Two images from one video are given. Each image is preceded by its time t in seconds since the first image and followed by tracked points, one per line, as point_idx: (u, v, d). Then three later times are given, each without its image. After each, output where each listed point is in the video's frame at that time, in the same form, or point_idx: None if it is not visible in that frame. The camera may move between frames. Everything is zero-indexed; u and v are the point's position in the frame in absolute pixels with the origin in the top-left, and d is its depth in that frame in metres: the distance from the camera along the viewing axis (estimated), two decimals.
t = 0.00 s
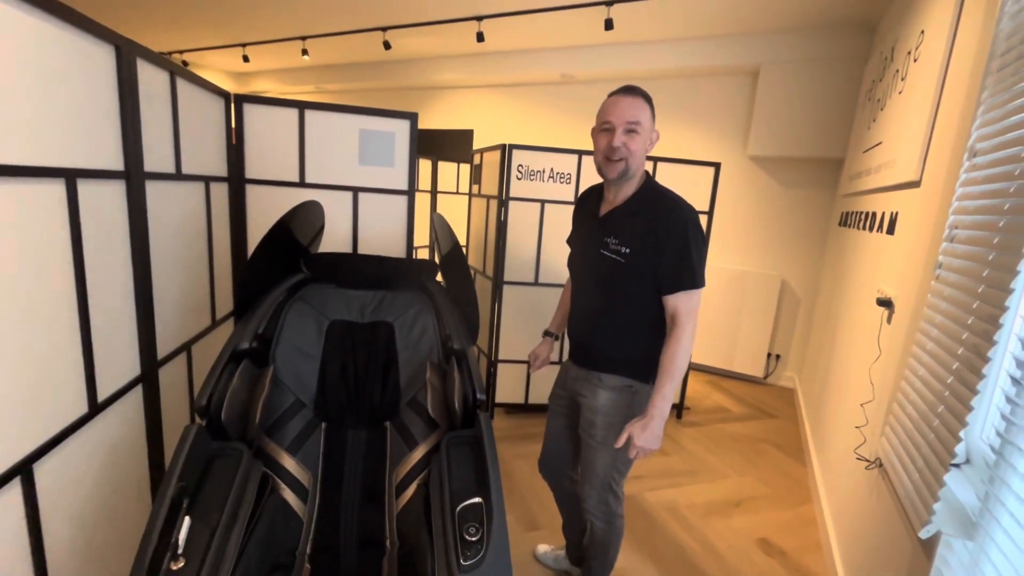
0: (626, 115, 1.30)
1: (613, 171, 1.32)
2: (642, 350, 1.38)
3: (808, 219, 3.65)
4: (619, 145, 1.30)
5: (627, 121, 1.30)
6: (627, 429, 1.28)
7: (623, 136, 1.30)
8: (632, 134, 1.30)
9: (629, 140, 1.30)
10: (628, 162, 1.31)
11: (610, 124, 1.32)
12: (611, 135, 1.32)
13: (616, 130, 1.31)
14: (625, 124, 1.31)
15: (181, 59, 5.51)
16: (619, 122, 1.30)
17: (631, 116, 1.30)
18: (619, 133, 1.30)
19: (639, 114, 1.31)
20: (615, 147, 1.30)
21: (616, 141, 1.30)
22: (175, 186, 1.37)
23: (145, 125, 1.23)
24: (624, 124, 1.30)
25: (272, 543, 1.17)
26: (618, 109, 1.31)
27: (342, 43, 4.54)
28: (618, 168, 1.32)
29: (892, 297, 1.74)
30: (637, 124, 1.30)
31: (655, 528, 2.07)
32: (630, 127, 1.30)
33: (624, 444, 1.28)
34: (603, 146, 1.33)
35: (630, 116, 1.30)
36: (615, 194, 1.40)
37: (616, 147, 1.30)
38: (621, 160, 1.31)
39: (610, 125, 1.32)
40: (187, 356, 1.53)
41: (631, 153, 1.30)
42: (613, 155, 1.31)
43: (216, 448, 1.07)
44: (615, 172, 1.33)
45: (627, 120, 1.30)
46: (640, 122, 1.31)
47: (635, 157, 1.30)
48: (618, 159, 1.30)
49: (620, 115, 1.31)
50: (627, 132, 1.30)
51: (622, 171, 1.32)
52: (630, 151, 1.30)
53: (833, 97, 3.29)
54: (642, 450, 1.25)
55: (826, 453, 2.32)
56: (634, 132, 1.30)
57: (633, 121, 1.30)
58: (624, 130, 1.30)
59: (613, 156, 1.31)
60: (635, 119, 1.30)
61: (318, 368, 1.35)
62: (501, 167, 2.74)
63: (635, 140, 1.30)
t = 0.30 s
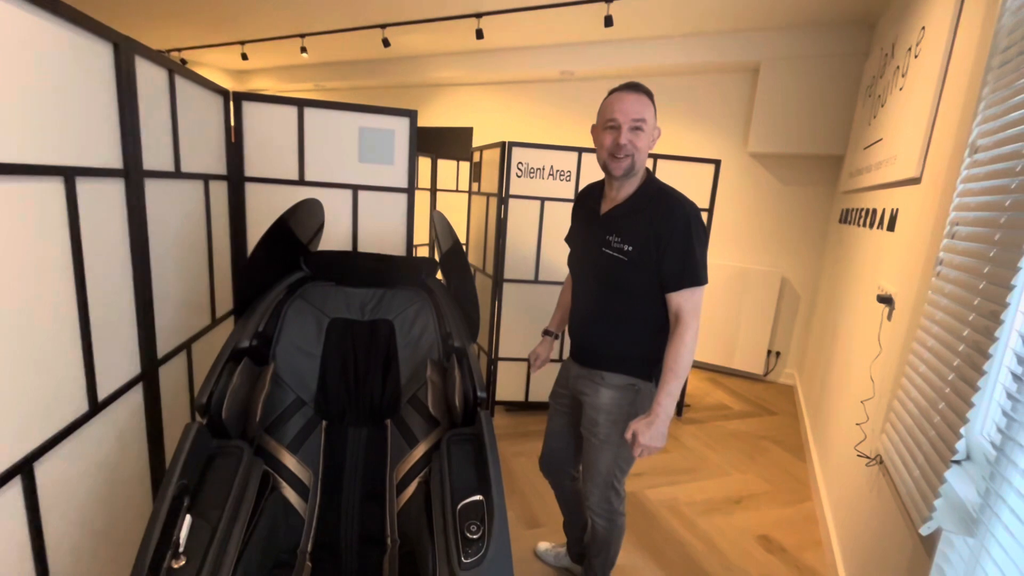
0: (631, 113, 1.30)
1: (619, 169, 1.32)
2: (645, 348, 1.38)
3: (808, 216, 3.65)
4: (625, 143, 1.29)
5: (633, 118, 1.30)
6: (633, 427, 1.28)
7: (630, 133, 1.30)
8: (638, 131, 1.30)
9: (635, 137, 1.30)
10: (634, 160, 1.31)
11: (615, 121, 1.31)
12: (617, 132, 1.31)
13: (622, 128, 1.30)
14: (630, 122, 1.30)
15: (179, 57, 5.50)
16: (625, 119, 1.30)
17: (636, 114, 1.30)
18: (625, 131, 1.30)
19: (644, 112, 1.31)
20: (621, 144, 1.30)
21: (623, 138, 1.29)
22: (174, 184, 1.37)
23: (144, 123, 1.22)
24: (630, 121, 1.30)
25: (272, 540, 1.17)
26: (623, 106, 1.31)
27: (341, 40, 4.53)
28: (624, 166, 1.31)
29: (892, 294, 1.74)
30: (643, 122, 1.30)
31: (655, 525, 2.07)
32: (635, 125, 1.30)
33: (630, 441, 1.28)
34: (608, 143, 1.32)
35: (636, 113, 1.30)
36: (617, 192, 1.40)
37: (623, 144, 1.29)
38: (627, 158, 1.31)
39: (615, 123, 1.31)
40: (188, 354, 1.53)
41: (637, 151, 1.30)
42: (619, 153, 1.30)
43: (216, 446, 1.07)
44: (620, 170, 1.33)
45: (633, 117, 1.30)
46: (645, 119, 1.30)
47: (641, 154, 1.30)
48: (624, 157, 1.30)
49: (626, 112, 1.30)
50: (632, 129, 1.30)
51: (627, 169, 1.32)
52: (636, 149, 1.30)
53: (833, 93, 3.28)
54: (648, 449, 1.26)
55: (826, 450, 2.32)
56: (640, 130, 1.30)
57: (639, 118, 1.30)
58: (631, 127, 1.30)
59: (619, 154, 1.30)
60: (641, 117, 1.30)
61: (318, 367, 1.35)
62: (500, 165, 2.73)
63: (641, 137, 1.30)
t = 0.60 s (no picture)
0: (631, 107, 1.30)
1: (616, 164, 1.32)
2: (643, 346, 1.38)
3: (805, 213, 3.66)
4: (624, 137, 1.29)
5: (633, 112, 1.30)
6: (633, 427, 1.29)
7: (629, 128, 1.30)
8: (637, 126, 1.30)
9: (634, 132, 1.30)
10: (631, 155, 1.30)
11: (614, 115, 1.32)
12: (616, 126, 1.31)
13: (621, 122, 1.30)
14: (629, 116, 1.30)
15: (175, 54, 5.47)
16: (624, 113, 1.30)
17: (636, 108, 1.30)
18: (624, 125, 1.30)
19: (644, 107, 1.31)
20: (619, 139, 1.30)
21: (621, 133, 1.29)
22: (170, 182, 1.36)
23: (140, 121, 1.22)
24: (630, 115, 1.30)
25: (271, 539, 1.17)
26: (623, 100, 1.31)
27: (338, 38, 4.51)
28: (622, 161, 1.31)
29: (889, 291, 1.75)
30: (642, 117, 1.30)
31: (653, 521, 2.08)
32: (634, 119, 1.30)
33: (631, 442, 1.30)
34: (607, 137, 1.32)
35: (636, 108, 1.30)
36: (616, 187, 1.39)
37: (621, 139, 1.29)
38: (625, 153, 1.31)
39: (615, 116, 1.31)
40: (185, 353, 1.52)
41: (635, 146, 1.30)
42: (617, 148, 1.30)
43: (214, 445, 1.07)
44: (617, 165, 1.33)
45: (632, 112, 1.30)
46: (645, 115, 1.31)
47: (639, 150, 1.30)
48: (622, 152, 1.30)
49: (626, 106, 1.30)
50: (631, 124, 1.30)
51: (625, 164, 1.32)
52: (634, 144, 1.30)
53: (830, 90, 3.28)
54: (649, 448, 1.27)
55: (823, 446, 2.33)
56: (639, 125, 1.30)
57: (638, 113, 1.30)
58: (630, 121, 1.30)
59: (616, 148, 1.30)
60: (640, 112, 1.30)
61: (316, 365, 1.35)
62: (498, 163, 2.73)
63: (640, 133, 1.30)
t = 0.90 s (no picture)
0: (621, 114, 1.29)
1: (608, 171, 1.32)
2: (642, 345, 1.38)
3: (805, 211, 3.66)
4: (612, 145, 1.29)
5: (622, 119, 1.29)
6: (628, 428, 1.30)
7: (617, 135, 1.29)
8: (627, 133, 1.29)
9: (622, 140, 1.29)
10: (621, 162, 1.30)
11: (604, 122, 1.31)
12: (606, 133, 1.31)
13: (610, 130, 1.30)
14: (619, 124, 1.29)
15: (172, 53, 5.46)
16: (613, 121, 1.29)
17: (626, 115, 1.29)
18: (612, 133, 1.29)
19: (635, 113, 1.29)
20: (608, 147, 1.30)
21: (610, 140, 1.29)
22: (169, 182, 1.36)
23: (138, 120, 1.21)
24: (619, 122, 1.29)
25: (272, 538, 1.18)
26: (613, 107, 1.30)
27: (336, 36, 4.51)
28: (613, 169, 1.32)
29: (888, 289, 1.75)
30: (632, 124, 1.29)
31: (653, 519, 2.08)
32: (624, 126, 1.29)
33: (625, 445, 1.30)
34: (597, 144, 1.33)
35: (625, 114, 1.29)
36: (613, 192, 1.39)
37: (610, 147, 1.29)
38: (615, 161, 1.30)
39: (605, 123, 1.31)
40: (185, 353, 1.53)
41: (625, 154, 1.29)
42: (606, 156, 1.31)
43: (215, 444, 1.07)
44: (609, 172, 1.33)
45: (622, 119, 1.29)
46: (635, 121, 1.29)
47: (629, 158, 1.30)
48: (612, 160, 1.30)
49: (615, 113, 1.29)
50: (620, 131, 1.29)
51: (616, 171, 1.32)
52: (623, 152, 1.29)
53: (829, 88, 3.28)
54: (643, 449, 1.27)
55: (822, 444, 2.34)
56: (629, 131, 1.29)
57: (628, 120, 1.29)
58: (619, 129, 1.29)
59: (606, 156, 1.30)
60: (631, 118, 1.29)
61: (316, 364, 1.35)
62: (497, 162, 2.73)
63: (629, 140, 1.29)
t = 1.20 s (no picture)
0: (620, 120, 1.29)
1: (609, 176, 1.33)
2: (641, 344, 1.38)
3: (802, 209, 3.66)
4: (613, 151, 1.29)
5: (622, 125, 1.29)
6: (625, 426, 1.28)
7: (618, 141, 1.29)
8: (627, 139, 1.29)
9: (623, 145, 1.29)
10: (623, 168, 1.31)
11: (604, 128, 1.31)
12: (606, 139, 1.31)
13: (610, 135, 1.30)
14: (619, 130, 1.29)
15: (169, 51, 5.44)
16: (612, 127, 1.29)
17: (625, 121, 1.29)
18: (613, 139, 1.29)
19: (634, 118, 1.29)
20: (608, 153, 1.30)
21: (610, 146, 1.29)
22: (167, 181, 1.36)
23: (136, 119, 1.21)
24: (618, 128, 1.29)
25: (272, 537, 1.18)
26: (611, 113, 1.30)
27: (334, 35, 4.50)
28: (614, 174, 1.32)
29: (886, 286, 1.76)
30: (632, 129, 1.29)
31: (652, 517, 2.09)
32: (624, 132, 1.29)
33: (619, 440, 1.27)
34: (597, 150, 1.33)
35: (625, 120, 1.29)
36: (612, 196, 1.40)
37: (611, 153, 1.30)
38: (616, 167, 1.31)
39: (604, 129, 1.31)
40: (184, 352, 1.52)
41: (626, 159, 1.30)
42: (608, 162, 1.31)
43: (215, 444, 1.07)
44: (610, 178, 1.33)
45: (621, 124, 1.29)
46: (635, 126, 1.29)
47: (630, 163, 1.31)
48: (614, 166, 1.31)
49: (614, 119, 1.30)
50: (620, 137, 1.29)
51: (617, 177, 1.33)
52: (624, 157, 1.30)
53: (826, 86, 3.28)
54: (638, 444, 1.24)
55: (820, 441, 2.35)
56: (629, 137, 1.29)
57: (627, 125, 1.29)
58: (619, 135, 1.29)
59: (607, 162, 1.31)
60: (630, 123, 1.29)
61: (315, 364, 1.35)
62: (495, 160, 2.73)
63: (630, 145, 1.30)
